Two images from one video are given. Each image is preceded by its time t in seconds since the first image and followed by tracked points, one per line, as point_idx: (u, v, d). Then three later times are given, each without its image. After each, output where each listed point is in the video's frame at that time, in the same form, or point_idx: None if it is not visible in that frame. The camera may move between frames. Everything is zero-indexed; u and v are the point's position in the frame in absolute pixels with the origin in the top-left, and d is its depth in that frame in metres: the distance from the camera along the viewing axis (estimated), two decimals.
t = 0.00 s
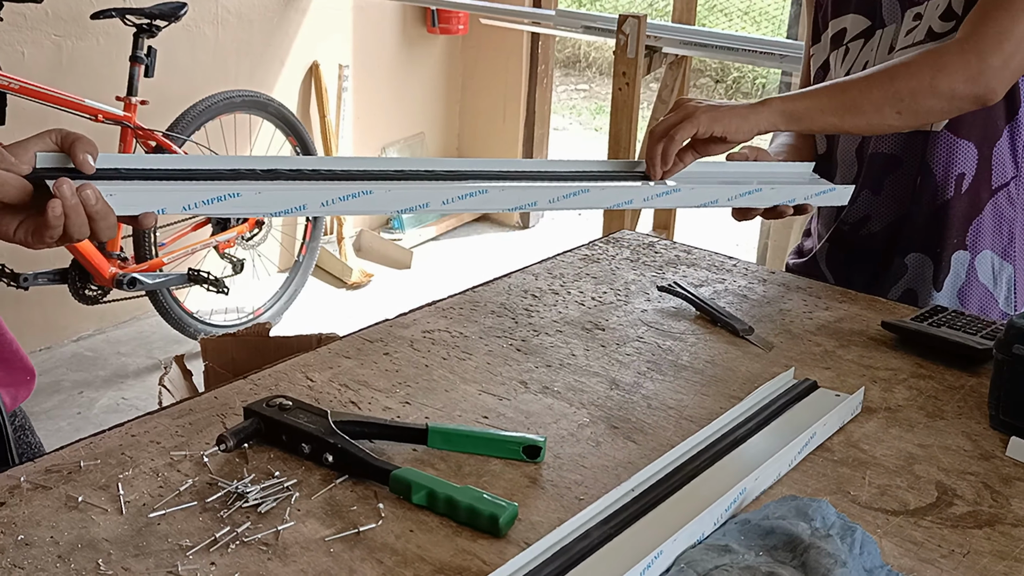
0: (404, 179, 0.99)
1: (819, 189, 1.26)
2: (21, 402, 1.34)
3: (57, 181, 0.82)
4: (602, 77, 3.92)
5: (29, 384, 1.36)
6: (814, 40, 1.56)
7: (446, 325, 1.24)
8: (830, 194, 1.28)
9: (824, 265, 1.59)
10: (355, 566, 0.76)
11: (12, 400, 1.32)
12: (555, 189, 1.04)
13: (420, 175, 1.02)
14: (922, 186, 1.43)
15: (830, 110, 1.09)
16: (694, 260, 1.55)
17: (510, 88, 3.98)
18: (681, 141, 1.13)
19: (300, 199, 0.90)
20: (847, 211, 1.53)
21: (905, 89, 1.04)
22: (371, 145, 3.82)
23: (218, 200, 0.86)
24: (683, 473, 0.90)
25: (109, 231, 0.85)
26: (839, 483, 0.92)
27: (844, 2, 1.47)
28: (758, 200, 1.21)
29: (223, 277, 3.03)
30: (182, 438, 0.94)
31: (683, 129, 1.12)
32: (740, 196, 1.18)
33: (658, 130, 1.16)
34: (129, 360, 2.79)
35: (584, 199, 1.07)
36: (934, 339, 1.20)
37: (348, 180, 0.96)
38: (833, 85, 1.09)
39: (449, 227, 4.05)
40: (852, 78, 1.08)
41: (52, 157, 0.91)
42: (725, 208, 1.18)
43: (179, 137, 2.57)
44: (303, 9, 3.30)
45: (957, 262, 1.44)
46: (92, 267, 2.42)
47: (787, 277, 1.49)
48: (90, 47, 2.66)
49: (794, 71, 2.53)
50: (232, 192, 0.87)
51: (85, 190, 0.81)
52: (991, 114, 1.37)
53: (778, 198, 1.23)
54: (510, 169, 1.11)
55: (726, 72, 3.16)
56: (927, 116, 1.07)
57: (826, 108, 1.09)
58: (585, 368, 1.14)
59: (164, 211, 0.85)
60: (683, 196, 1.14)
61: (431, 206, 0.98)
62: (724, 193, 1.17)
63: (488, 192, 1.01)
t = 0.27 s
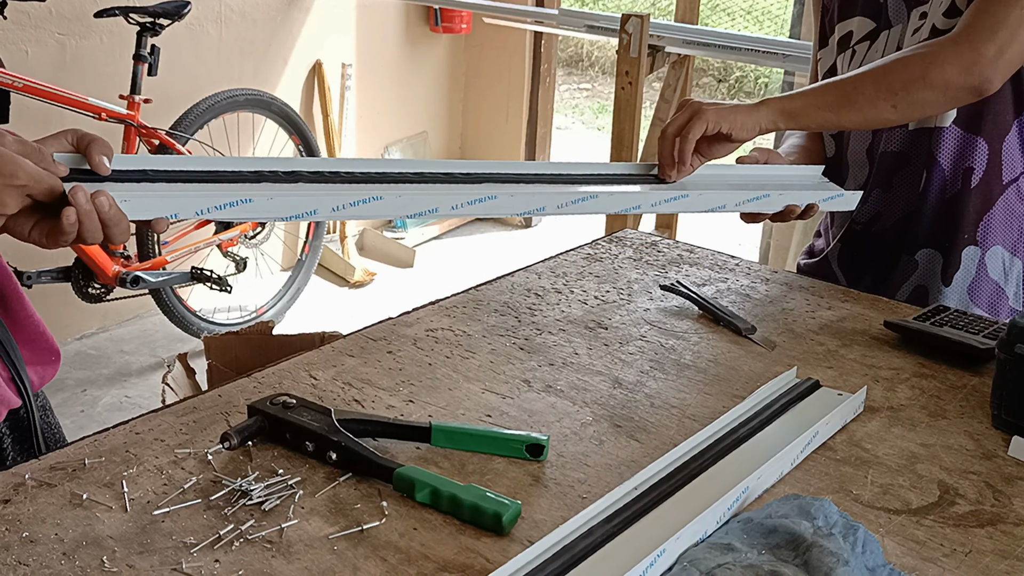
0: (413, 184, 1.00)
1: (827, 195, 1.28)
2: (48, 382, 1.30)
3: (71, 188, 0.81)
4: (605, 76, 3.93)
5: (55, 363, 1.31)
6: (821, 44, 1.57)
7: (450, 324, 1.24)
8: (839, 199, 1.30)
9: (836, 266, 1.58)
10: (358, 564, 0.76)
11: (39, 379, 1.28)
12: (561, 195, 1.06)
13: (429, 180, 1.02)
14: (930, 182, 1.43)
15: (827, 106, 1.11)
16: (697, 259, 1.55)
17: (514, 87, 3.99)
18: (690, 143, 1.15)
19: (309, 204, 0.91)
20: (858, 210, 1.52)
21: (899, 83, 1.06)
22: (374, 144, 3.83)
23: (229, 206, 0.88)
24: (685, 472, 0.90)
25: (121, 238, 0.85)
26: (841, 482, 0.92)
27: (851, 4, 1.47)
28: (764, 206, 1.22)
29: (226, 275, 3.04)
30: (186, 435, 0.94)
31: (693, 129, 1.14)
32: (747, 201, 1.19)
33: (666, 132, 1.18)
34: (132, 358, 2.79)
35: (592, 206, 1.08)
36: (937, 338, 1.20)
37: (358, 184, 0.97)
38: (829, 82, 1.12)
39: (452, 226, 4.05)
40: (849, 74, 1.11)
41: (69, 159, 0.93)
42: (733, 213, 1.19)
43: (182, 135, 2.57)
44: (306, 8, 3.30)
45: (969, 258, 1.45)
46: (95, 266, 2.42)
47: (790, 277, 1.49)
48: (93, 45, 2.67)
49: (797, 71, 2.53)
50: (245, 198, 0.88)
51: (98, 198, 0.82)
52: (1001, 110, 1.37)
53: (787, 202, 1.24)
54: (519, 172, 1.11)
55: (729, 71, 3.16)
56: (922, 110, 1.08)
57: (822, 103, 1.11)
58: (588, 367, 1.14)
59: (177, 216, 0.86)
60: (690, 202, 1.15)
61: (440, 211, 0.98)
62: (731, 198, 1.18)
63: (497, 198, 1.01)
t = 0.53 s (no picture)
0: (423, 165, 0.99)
1: (835, 183, 1.28)
2: (52, 368, 1.27)
3: (84, 160, 0.83)
4: (608, 74, 3.90)
5: (60, 350, 1.29)
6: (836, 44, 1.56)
7: (453, 321, 1.24)
8: (847, 187, 1.30)
9: (847, 265, 1.57)
10: (362, 560, 0.77)
11: (45, 364, 1.26)
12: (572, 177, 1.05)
13: (439, 161, 1.02)
14: (942, 183, 1.43)
15: (848, 114, 1.10)
16: (700, 257, 1.55)
17: (518, 86, 3.99)
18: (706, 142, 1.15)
19: (321, 182, 0.91)
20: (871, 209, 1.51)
21: (922, 96, 1.06)
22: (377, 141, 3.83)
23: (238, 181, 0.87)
24: (689, 469, 0.90)
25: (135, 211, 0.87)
26: (845, 481, 0.92)
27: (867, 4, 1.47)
28: (774, 194, 1.21)
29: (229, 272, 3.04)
30: (190, 431, 0.94)
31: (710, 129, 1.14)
32: (757, 188, 1.19)
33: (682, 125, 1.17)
34: (135, 355, 2.80)
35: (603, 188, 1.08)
36: (941, 338, 1.19)
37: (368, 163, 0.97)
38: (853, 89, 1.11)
39: (455, 224, 4.05)
40: (871, 83, 1.10)
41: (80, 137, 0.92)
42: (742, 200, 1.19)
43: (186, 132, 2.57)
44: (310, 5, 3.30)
45: (979, 257, 1.45)
46: (98, 262, 2.42)
47: (794, 275, 1.49)
48: (97, 42, 2.67)
49: (801, 70, 2.52)
50: (255, 174, 0.88)
51: (113, 170, 0.83)
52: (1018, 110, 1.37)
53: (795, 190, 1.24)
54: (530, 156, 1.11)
55: (733, 70, 3.15)
56: (943, 122, 1.08)
57: (845, 112, 1.10)
58: (591, 365, 1.14)
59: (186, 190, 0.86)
60: (700, 187, 1.15)
61: (449, 191, 0.98)
62: (742, 184, 1.17)
63: (507, 179, 1.01)
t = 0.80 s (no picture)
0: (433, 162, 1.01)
1: (853, 175, 1.27)
2: (60, 366, 1.29)
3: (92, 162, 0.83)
4: (611, 74, 3.89)
5: (66, 349, 1.30)
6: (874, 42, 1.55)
7: (457, 320, 1.25)
8: (867, 180, 1.30)
9: (864, 264, 1.58)
10: (367, 558, 0.77)
11: (52, 363, 1.28)
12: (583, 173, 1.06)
13: (449, 159, 1.04)
14: (967, 189, 1.43)
15: (870, 125, 1.09)
16: (704, 258, 1.56)
17: (521, 85, 3.99)
18: (717, 141, 1.15)
19: (331, 180, 0.93)
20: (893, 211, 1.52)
21: (945, 108, 1.05)
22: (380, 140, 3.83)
23: (250, 181, 0.89)
24: (693, 469, 0.90)
25: (142, 212, 0.87)
26: (849, 481, 0.92)
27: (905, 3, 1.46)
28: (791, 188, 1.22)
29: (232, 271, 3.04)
30: (195, 429, 0.95)
31: (720, 129, 1.14)
32: (774, 181, 1.19)
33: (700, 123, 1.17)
34: (138, 353, 2.80)
35: (613, 184, 1.09)
36: (945, 339, 1.19)
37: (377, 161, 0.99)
38: (875, 100, 1.10)
39: (458, 224, 4.05)
40: (894, 93, 1.09)
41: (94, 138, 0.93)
42: (758, 193, 1.19)
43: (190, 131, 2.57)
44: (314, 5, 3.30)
45: (999, 269, 1.46)
46: (101, 260, 2.42)
47: (798, 276, 1.49)
48: (101, 40, 2.68)
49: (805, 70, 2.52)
50: (265, 173, 0.89)
51: (121, 171, 0.84)
52: None
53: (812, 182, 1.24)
54: (538, 152, 1.12)
55: (736, 71, 3.16)
56: (967, 135, 1.06)
57: (865, 123, 1.09)
58: (596, 365, 1.14)
59: (198, 189, 0.88)
60: (714, 181, 1.15)
61: (460, 188, 1.00)
62: (757, 178, 1.18)
63: (516, 177, 1.03)
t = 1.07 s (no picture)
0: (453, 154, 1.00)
1: (884, 165, 1.19)
2: (71, 360, 1.30)
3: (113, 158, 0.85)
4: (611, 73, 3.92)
5: (78, 344, 1.31)
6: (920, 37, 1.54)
7: (458, 320, 1.25)
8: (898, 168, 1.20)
9: (907, 266, 1.58)
10: (367, 557, 0.77)
11: (63, 358, 1.28)
12: (604, 164, 1.04)
13: (470, 150, 1.02)
14: (1014, 194, 1.44)
15: (909, 117, 1.08)
16: (704, 257, 1.56)
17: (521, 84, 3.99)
18: (752, 130, 1.13)
19: (347, 175, 0.92)
20: (938, 214, 1.52)
21: (989, 104, 1.04)
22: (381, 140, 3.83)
23: (267, 177, 0.89)
24: (692, 468, 0.90)
25: (162, 205, 0.90)
26: (848, 480, 0.92)
27: (956, 2, 1.46)
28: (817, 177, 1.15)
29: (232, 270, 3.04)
30: (196, 429, 0.95)
31: (754, 117, 1.12)
32: (800, 172, 1.13)
33: (734, 113, 1.15)
34: (139, 352, 2.80)
35: (636, 176, 1.05)
36: (944, 338, 1.20)
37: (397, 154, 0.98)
38: (917, 93, 1.09)
39: (458, 223, 4.05)
40: (937, 87, 1.08)
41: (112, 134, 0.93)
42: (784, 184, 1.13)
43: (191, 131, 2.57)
44: (315, 4, 3.31)
45: None
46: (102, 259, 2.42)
47: (798, 275, 1.49)
48: (102, 40, 2.68)
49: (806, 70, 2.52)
50: (281, 168, 0.89)
51: (140, 168, 0.85)
52: None
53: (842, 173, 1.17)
54: (562, 142, 1.10)
55: (736, 70, 3.15)
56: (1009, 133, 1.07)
57: (905, 116, 1.08)
58: (596, 364, 1.14)
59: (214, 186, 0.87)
60: (739, 172, 1.11)
61: (478, 182, 0.98)
62: (783, 168, 1.12)
63: (537, 169, 1.01)
